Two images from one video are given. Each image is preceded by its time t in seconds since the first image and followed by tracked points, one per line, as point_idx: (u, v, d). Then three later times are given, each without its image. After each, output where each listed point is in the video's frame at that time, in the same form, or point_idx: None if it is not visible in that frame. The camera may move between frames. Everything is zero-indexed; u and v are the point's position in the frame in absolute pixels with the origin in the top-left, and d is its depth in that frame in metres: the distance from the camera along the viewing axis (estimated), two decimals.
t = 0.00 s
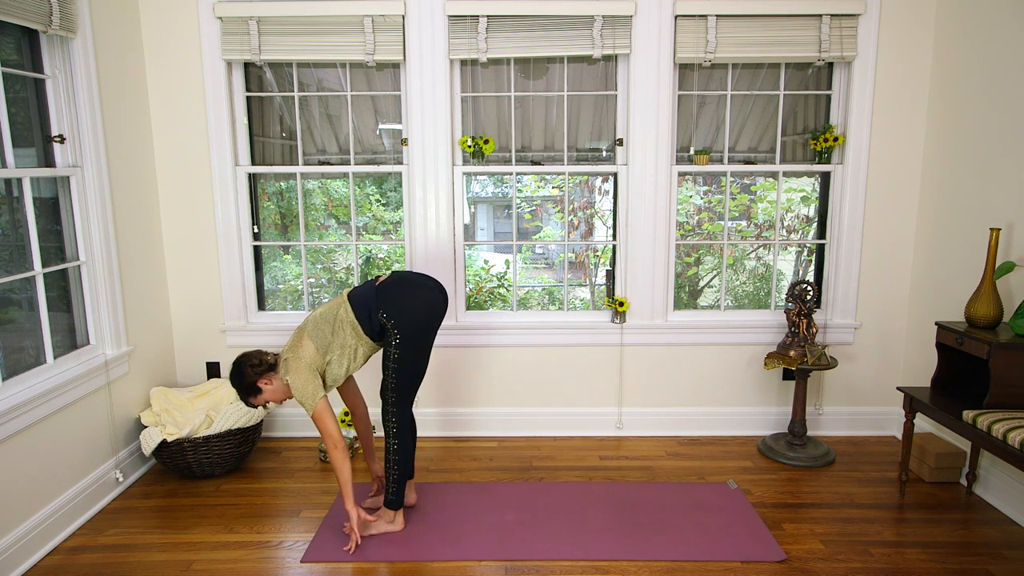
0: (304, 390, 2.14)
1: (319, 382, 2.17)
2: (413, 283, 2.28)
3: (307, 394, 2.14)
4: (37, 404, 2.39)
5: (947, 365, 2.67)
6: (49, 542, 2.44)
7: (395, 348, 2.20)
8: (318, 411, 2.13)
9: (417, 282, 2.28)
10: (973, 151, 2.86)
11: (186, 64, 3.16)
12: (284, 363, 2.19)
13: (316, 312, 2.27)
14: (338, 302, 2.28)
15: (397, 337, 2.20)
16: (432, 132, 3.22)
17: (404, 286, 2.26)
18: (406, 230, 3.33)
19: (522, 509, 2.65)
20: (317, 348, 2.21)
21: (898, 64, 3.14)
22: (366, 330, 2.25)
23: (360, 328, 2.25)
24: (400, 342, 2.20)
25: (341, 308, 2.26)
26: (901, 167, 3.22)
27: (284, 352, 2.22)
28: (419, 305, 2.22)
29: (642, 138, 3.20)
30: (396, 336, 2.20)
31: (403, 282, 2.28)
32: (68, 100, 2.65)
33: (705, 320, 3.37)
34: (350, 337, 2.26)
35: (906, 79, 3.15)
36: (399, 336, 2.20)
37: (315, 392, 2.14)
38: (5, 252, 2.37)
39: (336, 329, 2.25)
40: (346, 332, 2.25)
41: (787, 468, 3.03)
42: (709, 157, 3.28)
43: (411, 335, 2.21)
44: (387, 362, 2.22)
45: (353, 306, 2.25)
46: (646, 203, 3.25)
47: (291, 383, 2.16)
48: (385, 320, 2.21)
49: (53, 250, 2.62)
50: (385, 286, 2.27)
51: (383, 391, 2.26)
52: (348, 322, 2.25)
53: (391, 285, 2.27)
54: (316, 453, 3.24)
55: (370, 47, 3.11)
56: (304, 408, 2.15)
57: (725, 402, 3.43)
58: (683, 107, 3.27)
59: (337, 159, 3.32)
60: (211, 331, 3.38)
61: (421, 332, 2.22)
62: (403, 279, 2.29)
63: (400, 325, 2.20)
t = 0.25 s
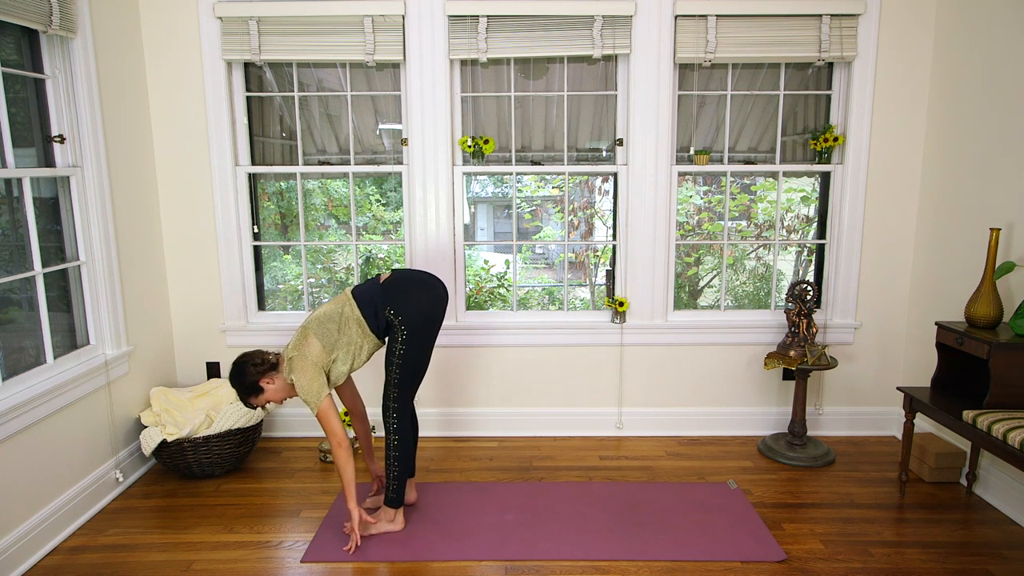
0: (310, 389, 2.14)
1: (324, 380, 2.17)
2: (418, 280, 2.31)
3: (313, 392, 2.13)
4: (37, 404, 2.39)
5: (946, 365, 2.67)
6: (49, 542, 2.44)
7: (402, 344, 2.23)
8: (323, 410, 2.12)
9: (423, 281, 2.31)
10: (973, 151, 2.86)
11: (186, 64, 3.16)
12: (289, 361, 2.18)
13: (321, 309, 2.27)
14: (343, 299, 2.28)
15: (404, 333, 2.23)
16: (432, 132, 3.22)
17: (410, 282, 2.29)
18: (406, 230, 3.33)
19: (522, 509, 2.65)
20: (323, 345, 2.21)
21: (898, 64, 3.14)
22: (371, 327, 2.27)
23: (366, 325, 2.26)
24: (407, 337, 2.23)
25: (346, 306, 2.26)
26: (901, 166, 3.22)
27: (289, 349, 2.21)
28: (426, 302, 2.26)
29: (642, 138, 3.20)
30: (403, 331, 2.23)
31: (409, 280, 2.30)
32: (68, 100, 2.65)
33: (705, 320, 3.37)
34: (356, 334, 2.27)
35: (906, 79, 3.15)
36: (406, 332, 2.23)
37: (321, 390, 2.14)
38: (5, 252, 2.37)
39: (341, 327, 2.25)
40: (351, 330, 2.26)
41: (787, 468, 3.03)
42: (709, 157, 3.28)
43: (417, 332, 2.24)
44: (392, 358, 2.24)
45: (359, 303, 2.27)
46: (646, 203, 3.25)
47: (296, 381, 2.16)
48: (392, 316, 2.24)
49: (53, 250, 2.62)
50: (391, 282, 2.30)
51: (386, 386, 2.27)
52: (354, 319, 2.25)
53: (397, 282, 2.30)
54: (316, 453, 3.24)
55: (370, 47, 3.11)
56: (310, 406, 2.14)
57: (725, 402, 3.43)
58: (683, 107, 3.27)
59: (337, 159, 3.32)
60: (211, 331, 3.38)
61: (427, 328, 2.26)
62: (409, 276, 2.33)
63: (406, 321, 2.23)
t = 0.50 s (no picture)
0: (314, 388, 2.14)
1: (328, 378, 2.17)
2: (425, 279, 2.32)
3: (317, 390, 2.14)
4: (37, 404, 2.39)
5: (946, 365, 2.67)
6: (49, 542, 2.44)
7: (407, 343, 2.23)
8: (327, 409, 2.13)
9: (429, 282, 2.31)
10: (973, 151, 2.86)
11: (186, 64, 3.16)
12: (294, 359, 2.17)
13: (327, 306, 2.26)
14: (349, 298, 2.28)
15: (409, 333, 2.23)
16: (432, 132, 3.22)
17: (417, 282, 2.30)
18: (405, 230, 3.33)
19: (522, 509, 2.65)
20: (328, 344, 2.20)
21: (898, 64, 3.14)
22: (377, 326, 2.27)
23: (372, 324, 2.26)
24: (412, 337, 2.23)
25: (353, 305, 2.25)
26: (901, 166, 3.22)
27: (294, 346, 2.20)
28: (432, 302, 2.27)
29: (642, 138, 3.20)
30: (409, 331, 2.23)
31: (416, 279, 2.31)
32: (68, 100, 2.65)
33: (705, 320, 3.37)
34: (361, 334, 2.26)
35: (906, 79, 3.15)
36: (411, 331, 2.23)
37: (325, 389, 2.14)
38: (5, 252, 2.37)
39: (347, 325, 2.24)
40: (357, 328, 2.26)
41: (787, 468, 3.03)
42: (709, 157, 3.28)
43: (422, 333, 2.24)
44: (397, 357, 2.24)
45: (366, 301, 2.26)
46: (646, 203, 3.25)
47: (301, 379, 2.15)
48: (398, 315, 2.24)
49: (53, 250, 2.62)
50: (397, 281, 2.31)
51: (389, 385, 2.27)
52: (360, 318, 2.25)
53: (404, 281, 2.30)
54: (316, 453, 3.24)
55: (370, 47, 3.11)
56: (314, 404, 2.15)
57: (725, 402, 3.43)
58: (683, 107, 3.27)
59: (337, 159, 3.32)
60: (211, 331, 3.38)
61: (433, 328, 2.27)
62: (416, 276, 2.33)
63: (412, 320, 2.23)
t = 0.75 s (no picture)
0: (319, 385, 2.14)
1: (334, 376, 2.17)
2: (432, 281, 2.32)
3: (323, 388, 2.13)
4: (37, 404, 2.39)
5: (946, 365, 2.67)
6: (49, 542, 2.44)
7: (412, 344, 2.23)
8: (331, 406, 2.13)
9: (437, 282, 2.32)
10: (973, 150, 2.86)
11: (186, 64, 3.16)
12: (301, 356, 2.17)
13: (334, 304, 2.26)
14: (356, 296, 2.28)
15: (415, 333, 2.23)
16: (432, 132, 3.22)
17: (425, 283, 2.30)
18: (405, 230, 3.33)
19: (522, 509, 2.65)
20: (334, 341, 2.20)
21: (898, 64, 3.14)
22: (383, 326, 2.27)
23: (378, 323, 2.25)
24: (417, 337, 2.23)
25: (360, 303, 2.25)
26: (901, 166, 3.22)
27: (301, 343, 2.20)
28: (438, 304, 2.27)
29: (642, 138, 3.20)
30: (414, 331, 2.23)
31: (424, 280, 2.31)
32: (68, 100, 2.65)
33: (705, 320, 3.37)
34: (368, 332, 2.26)
35: (906, 79, 3.15)
36: (416, 332, 2.23)
37: (330, 386, 2.14)
38: (5, 252, 2.37)
39: (354, 323, 2.24)
40: (363, 327, 2.25)
41: (787, 468, 3.03)
42: (709, 157, 3.28)
43: (428, 333, 2.24)
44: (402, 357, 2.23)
45: (372, 299, 2.26)
46: (646, 203, 3.25)
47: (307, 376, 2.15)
48: (405, 315, 2.24)
49: (53, 250, 2.62)
50: (405, 281, 2.31)
51: (393, 385, 2.26)
52: (367, 316, 2.24)
53: (412, 281, 2.31)
54: (316, 453, 3.24)
55: (370, 47, 3.11)
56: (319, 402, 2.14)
57: (724, 402, 3.43)
58: (683, 107, 3.27)
59: (337, 159, 3.32)
60: (211, 331, 3.38)
61: (438, 330, 2.26)
62: (423, 277, 2.33)
63: (418, 321, 2.23)
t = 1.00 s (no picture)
0: (321, 384, 2.14)
1: (336, 376, 2.17)
2: (435, 282, 2.31)
3: (324, 387, 2.13)
4: (37, 404, 2.39)
5: (946, 365, 2.67)
6: (49, 542, 2.44)
7: (414, 345, 2.22)
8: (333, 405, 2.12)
9: (439, 284, 2.31)
10: (972, 150, 2.86)
11: (186, 64, 3.16)
12: (303, 355, 2.17)
13: (336, 304, 2.26)
14: (358, 296, 2.28)
15: (416, 334, 2.22)
16: (432, 132, 3.22)
17: (427, 284, 2.29)
18: (406, 230, 3.33)
19: (522, 509, 2.65)
20: (336, 341, 2.20)
21: (898, 64, 3.14)
22: (385, 326, 2.26)
23: (380, 323, 2.25)
24: (418, 338, 2.22)
25: (362, 302, 2.25)
26: (902, 166, 3.22)
27: (303, 343, 2.20)
28: (440, 305, 2.26)
29: (642, 138, 3.20)
30: (415, 332, 2.22)
31: (426, 281, 2.30)
32: (68, 100, 2.65)
33: (705, 320, 3.37)
34: (369, 332, 2.26)
35: (906, 79, 3.15)
36: (418, 333, 2.22)
37: (332, 385, 2.14)
38: (5, 252, 2.37)
39: (355, 323, 2.24)
40: (365, 327, 2.25)
41: (787, 468, 3.03)
42: (709, 157, 3.28)
43: (430, 334, 2.23)
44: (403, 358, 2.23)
45: (374, 300, 2.26)
46: (646, 203, 3.25)
47: (308, 376, 2.15)
48: (406, 316, 2.23)
49: (53, 250, 2.62)
50: (407, 282, 2.30)
51: (394, 386, 2.26)
52: (369, 316, 2.25)
53: (414, 282, 2.30)
54: (316, 453, 3.24)
55: (370, 47, 3.11)
56: (320, 401, 2.14)
57: (725, 402, 3.43)
58: (683, 107, 3.27)
59: (337, 159, 3.32)
60: (211, 331, 3.38)
61: (439, 332, 2.25)
62: (425, 278, 2.32)
63: (419, 322, 2.22)
